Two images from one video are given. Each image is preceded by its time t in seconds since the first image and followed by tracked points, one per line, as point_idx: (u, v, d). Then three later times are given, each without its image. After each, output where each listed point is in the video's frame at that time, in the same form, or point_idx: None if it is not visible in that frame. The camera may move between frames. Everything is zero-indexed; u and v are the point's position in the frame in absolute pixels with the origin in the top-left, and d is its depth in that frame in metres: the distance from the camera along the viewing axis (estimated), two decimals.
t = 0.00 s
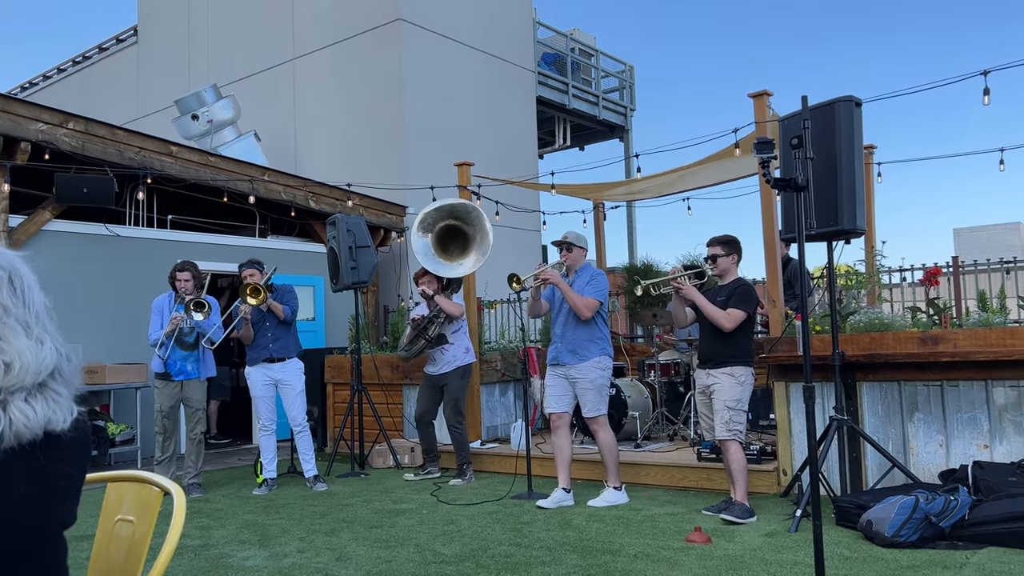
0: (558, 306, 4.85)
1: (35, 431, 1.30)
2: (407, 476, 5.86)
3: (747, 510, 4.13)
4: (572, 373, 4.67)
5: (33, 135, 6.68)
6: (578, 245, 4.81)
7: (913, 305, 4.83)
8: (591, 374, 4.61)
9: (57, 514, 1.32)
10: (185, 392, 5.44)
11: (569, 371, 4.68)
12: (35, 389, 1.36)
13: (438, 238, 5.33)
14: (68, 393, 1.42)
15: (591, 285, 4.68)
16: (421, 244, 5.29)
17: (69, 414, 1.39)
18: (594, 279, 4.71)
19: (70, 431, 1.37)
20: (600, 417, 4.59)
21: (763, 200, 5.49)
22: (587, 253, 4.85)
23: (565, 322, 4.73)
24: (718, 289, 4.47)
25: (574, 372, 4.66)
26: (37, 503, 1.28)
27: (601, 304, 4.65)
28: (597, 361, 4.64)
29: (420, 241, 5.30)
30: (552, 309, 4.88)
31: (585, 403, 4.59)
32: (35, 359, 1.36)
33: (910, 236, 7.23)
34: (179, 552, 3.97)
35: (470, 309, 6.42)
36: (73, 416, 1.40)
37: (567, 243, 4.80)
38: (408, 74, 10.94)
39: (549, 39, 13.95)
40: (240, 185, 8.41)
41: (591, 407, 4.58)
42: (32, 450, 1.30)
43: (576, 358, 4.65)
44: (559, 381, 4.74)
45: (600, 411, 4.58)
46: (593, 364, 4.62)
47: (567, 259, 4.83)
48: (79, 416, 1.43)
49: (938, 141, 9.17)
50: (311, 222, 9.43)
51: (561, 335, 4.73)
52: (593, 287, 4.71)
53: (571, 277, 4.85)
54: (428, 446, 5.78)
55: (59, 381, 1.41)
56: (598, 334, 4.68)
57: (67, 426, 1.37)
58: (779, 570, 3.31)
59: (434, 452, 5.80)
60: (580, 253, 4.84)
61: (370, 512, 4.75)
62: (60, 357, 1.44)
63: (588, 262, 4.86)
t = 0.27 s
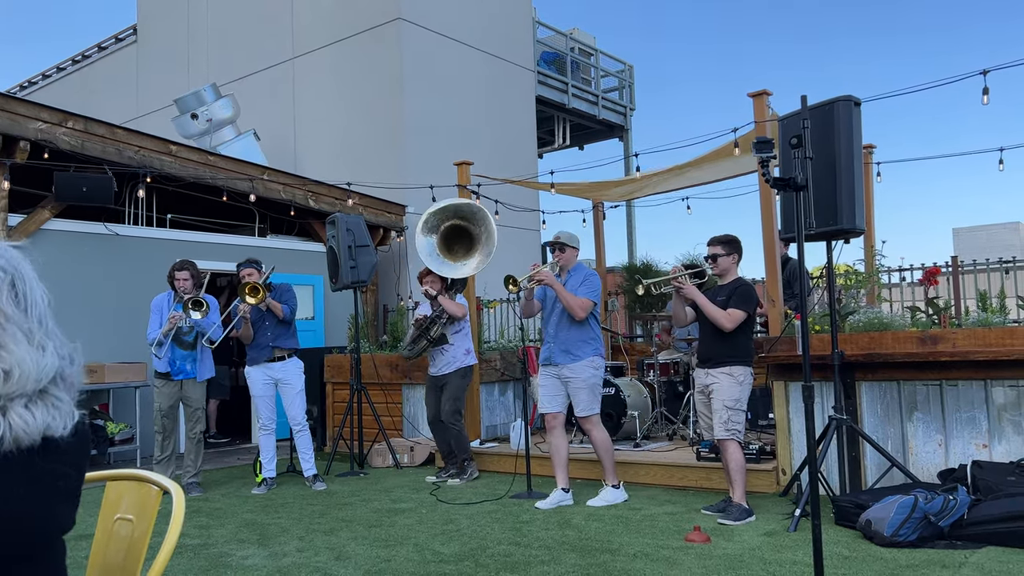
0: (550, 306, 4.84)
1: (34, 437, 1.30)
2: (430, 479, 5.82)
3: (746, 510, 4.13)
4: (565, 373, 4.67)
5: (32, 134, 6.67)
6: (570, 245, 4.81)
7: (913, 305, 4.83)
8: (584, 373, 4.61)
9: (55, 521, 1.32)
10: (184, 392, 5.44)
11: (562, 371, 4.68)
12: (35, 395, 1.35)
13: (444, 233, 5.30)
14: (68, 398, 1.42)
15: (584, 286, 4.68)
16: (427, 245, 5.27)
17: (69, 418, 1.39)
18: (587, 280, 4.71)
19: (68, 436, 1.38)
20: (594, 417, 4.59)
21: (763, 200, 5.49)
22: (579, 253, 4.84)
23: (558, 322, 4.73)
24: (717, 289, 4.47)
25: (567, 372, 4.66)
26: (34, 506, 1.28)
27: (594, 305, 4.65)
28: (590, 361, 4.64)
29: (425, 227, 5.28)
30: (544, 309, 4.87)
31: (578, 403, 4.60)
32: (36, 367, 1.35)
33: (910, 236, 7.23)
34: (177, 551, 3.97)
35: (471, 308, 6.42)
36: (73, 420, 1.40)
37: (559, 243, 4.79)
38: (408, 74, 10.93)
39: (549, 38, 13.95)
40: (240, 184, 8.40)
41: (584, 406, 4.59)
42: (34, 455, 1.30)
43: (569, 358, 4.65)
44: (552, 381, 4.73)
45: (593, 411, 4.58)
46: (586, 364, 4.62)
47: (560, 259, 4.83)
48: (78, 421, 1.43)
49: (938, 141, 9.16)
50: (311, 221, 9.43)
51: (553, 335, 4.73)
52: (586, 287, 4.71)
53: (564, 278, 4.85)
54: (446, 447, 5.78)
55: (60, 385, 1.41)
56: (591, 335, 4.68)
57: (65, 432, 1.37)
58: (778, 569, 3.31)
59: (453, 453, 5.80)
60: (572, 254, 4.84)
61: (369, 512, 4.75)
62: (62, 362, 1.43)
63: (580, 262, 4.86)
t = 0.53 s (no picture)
0: (544, 304, 4.82)
1: (20, 442, 1.28)
2: (427, 479, 5.74)
3: (746, 509, 4.13)
4: (559, 372, 4.67)
5: (31, 133, 6.66)
6: (563, 244, 4.78)
7: (912, 305, 4.84)
8: (579, 372, 4.62)
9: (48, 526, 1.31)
10: (183, 391, 5.44)
11: (556, 370, 4.68)
12: (19, 398, 1.34)
13: (451, 222, 5.24)
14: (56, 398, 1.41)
15: (579, 285, 4.68)
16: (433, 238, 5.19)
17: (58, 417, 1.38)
18: (583, 280, 4.71)
19: (57, 439, 1.36)
20: (587, 415, 4.60)
21: (762, 199, 5.50)
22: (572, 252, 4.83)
23: (552, 321, 4.72)
24: (715, 289, 4.48)
25: (561, 371, 4.66)
26: (27, 507, 1.27)
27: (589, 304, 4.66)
28: (584, 360, 4.65)
29: (435, 210, 5.20)
30: (537, 308, 4.86)
31: (573, 401, 4.61)
32: (19, 369, 1.33)
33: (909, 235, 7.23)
34: (176, 551, 3.97)
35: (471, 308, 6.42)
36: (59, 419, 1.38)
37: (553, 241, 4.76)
38: (407, 73, 10.92)
39: (548, 38, 13.94)
40: (239, 184, 8.40)
41: (577, 406, 4.60)
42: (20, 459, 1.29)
43: (564, 357, 4.65)
44: (545, 380, 4.72)
45: (586, 410, 4.60)
46: (580, 363, 4.62)
47: (554, 258, 4.80)
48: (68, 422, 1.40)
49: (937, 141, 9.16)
50: (311, 221, 9.42)
51: (547, 334, 4.72)
52: (582, 287, 4.71)
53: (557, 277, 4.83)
54: (447, 446, 5.77)
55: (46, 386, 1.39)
56: (584, 334, 4.69)
57: (50, 437, 1.34)
58: (777, 569, 3.31)
59: (455, 452, 5.78)
60: (566, 253, 4.82)
61: (368, 511, 4.75)
62: (50, 360, 1.41)
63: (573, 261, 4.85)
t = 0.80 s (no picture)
0: (537, 303, 4.80)
1: None
2: (429, 477, 5.75)
3: (745, 508, 4.13)
4: (552, 371, 4.65)
5: (30, 132, 6.65)
6: (556, 242, 4.76)
7: (912, 305, 4.84)
8: (571, 371, 4.61)
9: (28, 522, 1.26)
10: (183, 390, 5.44)
11: (549, 369, 4.66)
12: None
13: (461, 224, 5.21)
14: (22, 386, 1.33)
15: (573, 285, 4.69)
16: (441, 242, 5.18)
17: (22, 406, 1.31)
18: (576, 279, 4.73)
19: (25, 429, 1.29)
20: (579, 414, 4.59)
21: (762, 199, 5.50)
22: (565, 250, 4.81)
23: (546, 320, 4.71)
24: (713, 289, 4.48)
25: (554, 370, 4.64)
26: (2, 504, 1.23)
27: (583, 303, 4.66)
28: (577, 358, 4.65)
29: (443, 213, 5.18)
30: (530, 306, 4.84)
31: (565, 400, 4.60)
32: None
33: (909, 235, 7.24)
34: (176, 550, 3.97)
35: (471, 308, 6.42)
36: (31, 407, 1.31)
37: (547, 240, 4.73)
38: (407, 72, 10.92)
39: (548, 37, 13.93)
40: (239, 182, 8.40)
41: (570, 404, 4.59)
42: None
43: (557, 356, 4.64)
44: (538, 379, 4.71)
45: (578, 409, 4.58)
46: (573, 362, 4.62)
47: (548, 257, 4.74)
48: (51, 411, 1.34)
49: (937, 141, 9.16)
50: (310, 220, 9.41)
51: (541, 333, 4.70)
52: (575, 286, 4.72)
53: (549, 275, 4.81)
54: (451, 445, 5.76)
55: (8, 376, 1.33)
56: (577, 333, 4.69)
57: (18, 431, 1.28)
58: (776, 568, 3.32)
59: (458, 451, 5.80)
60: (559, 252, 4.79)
61: (367, 510, 4.76)
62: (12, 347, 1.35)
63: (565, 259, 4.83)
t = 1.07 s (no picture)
0: (532, 303, 4.81)
1: None
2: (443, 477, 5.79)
3: (744, 508, 4.13)
4: (547, 371, 4.65)
5: (30, 131, 6.65)
6: (551, 243, 4.77)
7: (911, 304, 4.84)
8: (566, 370, 4.61)
9: None
10: (182, 390, 5.44)
11: (544, 369, 4.67)
12: None
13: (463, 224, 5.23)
14: None
15: (568, 285, 4.69)
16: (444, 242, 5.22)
17: None
18: (571, 279, 4.72)
19: None
20: (573, 414, 4.58)
21: (762, 198, 5.51)
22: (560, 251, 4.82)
23: (541, 320, 4.71)
24: (712, 289, 4.48)
25: (549, 370, 4.65)
26: None
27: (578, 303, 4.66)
28: (573, 358, 4.65)
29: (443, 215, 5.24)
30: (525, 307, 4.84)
31: (558, 399, 4.60)
32: None
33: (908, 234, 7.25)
34: (176, 549, 3.97)
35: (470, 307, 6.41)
36: None
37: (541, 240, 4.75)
38: (407, 71, 10.92)
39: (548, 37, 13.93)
40: (239, 182, 8.40)
41: (563, 404, 4.59)
42: None
43: (552, 356, 4.64)
44: (533, 379, 4.72)
45: (571, 409, 4.58)
46: (568, 361, 4.62)
47: (543, 257, 4.77)
48: (22, 398, 1.31)
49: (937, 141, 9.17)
50: (310, 219, 9.41)
51: (536, 333, 4.70)
52: (570, 286, 4.71)
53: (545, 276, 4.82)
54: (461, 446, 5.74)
55: None
56: (573, 333, 4.69)
57: None
58: (775, 568, 3.32)
59: (469, 453, 5.73)
60: (554, 252, 4.80)
61: (367, 509, 4.76)
62: None
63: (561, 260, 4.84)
